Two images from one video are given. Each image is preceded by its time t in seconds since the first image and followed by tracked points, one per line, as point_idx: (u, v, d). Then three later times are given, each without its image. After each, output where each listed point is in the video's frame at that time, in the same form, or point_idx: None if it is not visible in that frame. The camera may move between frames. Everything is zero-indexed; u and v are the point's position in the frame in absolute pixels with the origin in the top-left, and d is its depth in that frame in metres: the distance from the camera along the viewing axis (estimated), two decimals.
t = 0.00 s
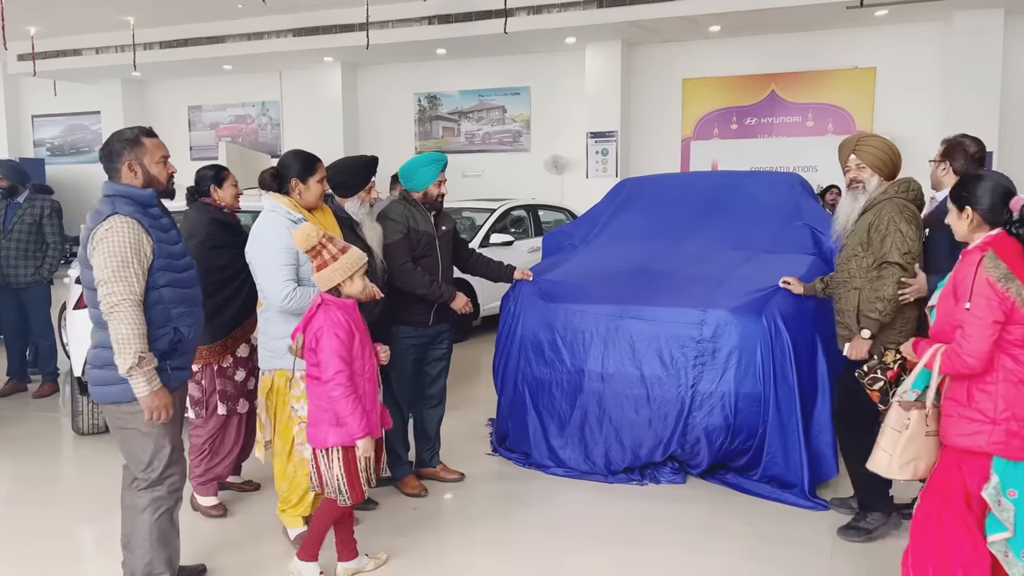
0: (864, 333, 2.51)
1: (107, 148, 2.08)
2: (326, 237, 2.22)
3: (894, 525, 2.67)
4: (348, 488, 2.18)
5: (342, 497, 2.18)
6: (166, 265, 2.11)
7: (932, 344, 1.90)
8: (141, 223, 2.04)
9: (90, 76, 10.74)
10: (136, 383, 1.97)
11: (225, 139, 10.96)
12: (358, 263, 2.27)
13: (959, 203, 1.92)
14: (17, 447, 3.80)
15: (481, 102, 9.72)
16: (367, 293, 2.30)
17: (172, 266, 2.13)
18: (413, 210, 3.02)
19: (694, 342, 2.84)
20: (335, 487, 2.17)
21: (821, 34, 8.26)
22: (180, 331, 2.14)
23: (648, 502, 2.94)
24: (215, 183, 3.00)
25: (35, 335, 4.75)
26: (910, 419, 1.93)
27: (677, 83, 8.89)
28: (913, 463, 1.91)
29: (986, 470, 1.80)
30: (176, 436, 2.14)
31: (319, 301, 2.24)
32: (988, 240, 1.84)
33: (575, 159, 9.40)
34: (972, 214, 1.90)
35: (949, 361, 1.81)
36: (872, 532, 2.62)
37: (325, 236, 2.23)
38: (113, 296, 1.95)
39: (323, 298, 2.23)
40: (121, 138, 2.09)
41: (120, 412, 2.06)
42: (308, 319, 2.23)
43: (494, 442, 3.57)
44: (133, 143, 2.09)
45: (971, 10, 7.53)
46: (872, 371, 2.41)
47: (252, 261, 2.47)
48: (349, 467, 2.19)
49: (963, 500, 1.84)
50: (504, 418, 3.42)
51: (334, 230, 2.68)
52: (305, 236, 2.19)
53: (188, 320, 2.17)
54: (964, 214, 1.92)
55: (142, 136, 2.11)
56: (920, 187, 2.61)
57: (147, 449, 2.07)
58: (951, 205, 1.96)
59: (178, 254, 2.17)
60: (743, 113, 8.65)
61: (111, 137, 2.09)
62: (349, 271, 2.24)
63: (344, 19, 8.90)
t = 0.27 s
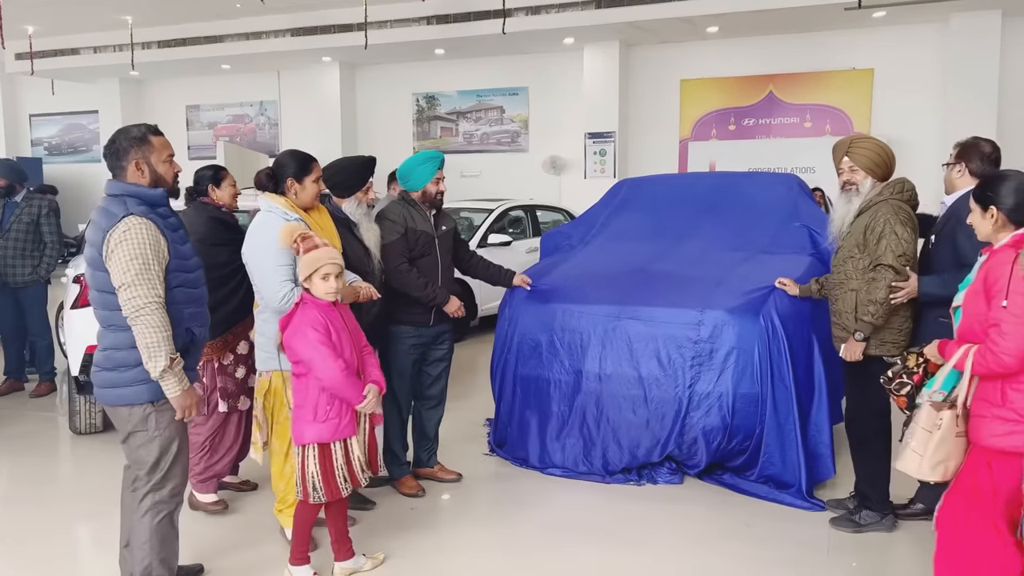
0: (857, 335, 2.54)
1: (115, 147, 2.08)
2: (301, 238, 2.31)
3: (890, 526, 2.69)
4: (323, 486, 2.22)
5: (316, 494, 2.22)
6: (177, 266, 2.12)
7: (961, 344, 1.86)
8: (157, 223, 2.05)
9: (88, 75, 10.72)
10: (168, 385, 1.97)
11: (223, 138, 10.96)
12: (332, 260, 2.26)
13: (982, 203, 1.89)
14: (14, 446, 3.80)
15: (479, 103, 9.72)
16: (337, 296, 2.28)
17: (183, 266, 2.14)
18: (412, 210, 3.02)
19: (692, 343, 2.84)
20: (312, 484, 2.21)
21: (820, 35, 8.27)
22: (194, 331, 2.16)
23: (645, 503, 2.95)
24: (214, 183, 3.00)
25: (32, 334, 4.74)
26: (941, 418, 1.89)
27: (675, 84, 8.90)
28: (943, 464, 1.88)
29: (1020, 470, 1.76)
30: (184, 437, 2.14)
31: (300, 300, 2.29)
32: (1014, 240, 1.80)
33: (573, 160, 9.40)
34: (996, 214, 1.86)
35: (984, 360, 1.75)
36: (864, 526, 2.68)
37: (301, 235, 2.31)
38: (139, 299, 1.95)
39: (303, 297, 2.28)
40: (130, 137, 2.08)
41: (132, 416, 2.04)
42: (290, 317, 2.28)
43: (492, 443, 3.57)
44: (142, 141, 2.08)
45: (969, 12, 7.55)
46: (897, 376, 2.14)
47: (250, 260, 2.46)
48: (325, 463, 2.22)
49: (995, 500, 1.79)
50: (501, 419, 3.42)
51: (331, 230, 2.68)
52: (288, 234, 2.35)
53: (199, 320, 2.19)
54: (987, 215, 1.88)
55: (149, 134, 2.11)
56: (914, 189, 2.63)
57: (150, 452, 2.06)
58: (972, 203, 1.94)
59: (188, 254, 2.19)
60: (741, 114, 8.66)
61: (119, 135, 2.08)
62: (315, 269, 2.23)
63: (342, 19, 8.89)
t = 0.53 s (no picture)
0: (852, 340, 2.54)
1: (122, 146, 2.07)
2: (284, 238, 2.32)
3: (886, 527, 2.70)
4: (293, 486, 2.23)
5: (287, 495, 2.24)
6: (183, 268, 2.12)
7: (974, 346, 1.86)
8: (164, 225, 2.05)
9: (85, 74, 10.71)
10: (166, 392, 1.97)
11: (221, 138, 10.95)
12: (312, 260, 2.25)
13: (1003, 202, 1.88)
14: (11, 446, 3.79)
15: (477, 103, 9.73)
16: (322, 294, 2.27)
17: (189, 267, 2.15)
18: (413, 210, 3.02)
19: (689, 343, 2.85)
20: (284, 484, 2.23)
21: (817, 36, 8.29)
22: (196, 333, 2.17)
23: (642, 503, 2.96)
24: (210, 183, 3.01)
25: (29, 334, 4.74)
26: (969, 424, 1.85)
27: (673, 85, 8.91)
28: (977, 469, 1.83)
29: None
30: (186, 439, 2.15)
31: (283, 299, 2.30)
32: None
33: (571, 160, 9.39)
34: (1014, 213, 1.86)
35: (998, 359, 1.75)
36: (860, 526, 2.68)
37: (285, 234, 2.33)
38: (145, 303, 1.95)
39: (286, 297, 2.29)
40: (139, 136, 2.08)
41: (135, 418, 2.05)
42: (272, 315, 2.28)
43: (488, 443, 3.57)
44: (149, 140, 2.08)
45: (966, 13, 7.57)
46: (903, 379, 2.14)
47: (246, 260, 2.45)
48: (296, 464, 2.24)
49: None
50: (498, 420, 3.43)
51: (327, 230, 2.68)
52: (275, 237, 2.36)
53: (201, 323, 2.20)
54: (1007, 214, 1.88)
55: (158, 134, 2.11)
56: (904, 188, 2.65)
57: (150, 454, 2.07)
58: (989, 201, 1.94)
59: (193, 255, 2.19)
60: (739, 115, 8.67)
61: (127, 134, 2.08)
62: (295, 267, 2.23)
63: (341, 19, 8.89)
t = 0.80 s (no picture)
0: (851, 340, 2.54)
1: (124, 146, 2.07)
2: (279, 237, 2.30)
3: (883, 527, 2.70)
4: (292, 485, 2.23)
5: (286, 494, 2.23)
6: (180, 270, 2.12)
7: (994, 352, 1.81)
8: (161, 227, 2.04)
9: (83, 73, 10.70)
10: (154, 397, 1.96)
11: (219, 138, 10.94)
12: (310, 258, 2.23)
13: None
14: (8, 445, 3.79)
15: (475, 103, 9.73)
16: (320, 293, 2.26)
17: (185, 270, 2.14)
18: (415, 211, 3.02)
19: (686, 343, 2.85)
20: (282, 483, 2.23)
21: (815, 37, 8.30)
22: (192, 336, 2.16)
23: (638, 503, 2.96)
24: (208, 183, 2.99)
25: (25, 333, 4.73)
26: (997, 433, 1.76)
27: (671, 85, 8.92)
28: (1004, 481, 1.73)
29: None
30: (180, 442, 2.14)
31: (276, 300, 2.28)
32: None
33: (569, 160, 9.39)
34: None
35: None
36: (857, 526, 2.69)
37: (278, 236, 2.32)
38: (137, 306, 1.94)
39: (279, 296, 2.27)
40: (142, 137, 2.07)
41: (130, 420, 2.05)
42: (264, 316, 2.28)
43: (486, 443, 3.58)
44: (153, 141, 2.08)
45: (964, 15, 7.59)
46: (920, 387, 2.10)
47: (242, 259, 2.45)
48: (294, 463, 2.23)
49: None
50: (495, 420, 3.43)
51: (325, 230, 2.68)
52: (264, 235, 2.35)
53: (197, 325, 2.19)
54: None
55: (161, 135, 2.11)
56: (899, 188, 2.65)
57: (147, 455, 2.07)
58: (1012, 201, 1.85)
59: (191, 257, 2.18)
60: (736, 116, 8.68)
61: (130, 135, 2.08)
62: (299, 268, 2.21)
63: (339, 19, 8.89)
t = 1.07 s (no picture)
0: (848, 338, 2.53)
1: (127, 146, 2.07)
2: (279, 239, 2.27)
3: (879, 525, 2.72)
4: (305, 484, 2.22)
5: (300, 493, 2.22)
6: (177, 273, 2.12)
7: None
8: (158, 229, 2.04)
9: (80, 73, 10.69)
10: (146, 399, 1.95)
11: (216, 138, 10.93)
12: (316, 260, 2.27)
13: None
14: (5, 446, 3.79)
15: (473, 103, 9.73)
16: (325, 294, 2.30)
17: (182, 272, 2.14)
18: (415, 211, 3.02)
19: (684, 344, 2.86)
20: (295, 483, 2.22)
21: (813, 39, 8.31)
22: (187, 339, 2.15)
23: (635, 503, 2.97)
24: (205, 183, 2.97)
25: (22, 333, 4.72)
26: None
27: (669, 86, 8.93)
28: None
29: None
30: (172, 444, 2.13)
31: (277, 301, 2.28)
32: None
33: (566, 161, 9.39)
34: None
35: None
36: (853, 525, 2.70)
37: (279, 238, 2.28)
38: (131, 306, 1.93)
39: (280, 298, 2.27)
40: (144, 138, 2.07)
41: (122, 419, 2.05)
42: (267, 317, 2.27)
43: (483, 444, 3.58)
44: (156, 142, 2.09)
45: (960, 15, 7.60)
46: (949, 397, 2.06)
47: (240, 260, 2.45)
48: (306, 462, 2.23)
49: None
50: (493, 421, 3.44)
51: (323, 230, 2.69)
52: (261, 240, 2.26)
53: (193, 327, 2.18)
54: None
55: (164, 136, 2.11)
56: (897, 192, 2.65)
57: (141, 456, 2.06)
58: None
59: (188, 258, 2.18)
60: (734, 117, 8.69)
61: (132, 135, 2.08)
62: (308, 269, 2.25)
63: (337, 19, 8.89)
